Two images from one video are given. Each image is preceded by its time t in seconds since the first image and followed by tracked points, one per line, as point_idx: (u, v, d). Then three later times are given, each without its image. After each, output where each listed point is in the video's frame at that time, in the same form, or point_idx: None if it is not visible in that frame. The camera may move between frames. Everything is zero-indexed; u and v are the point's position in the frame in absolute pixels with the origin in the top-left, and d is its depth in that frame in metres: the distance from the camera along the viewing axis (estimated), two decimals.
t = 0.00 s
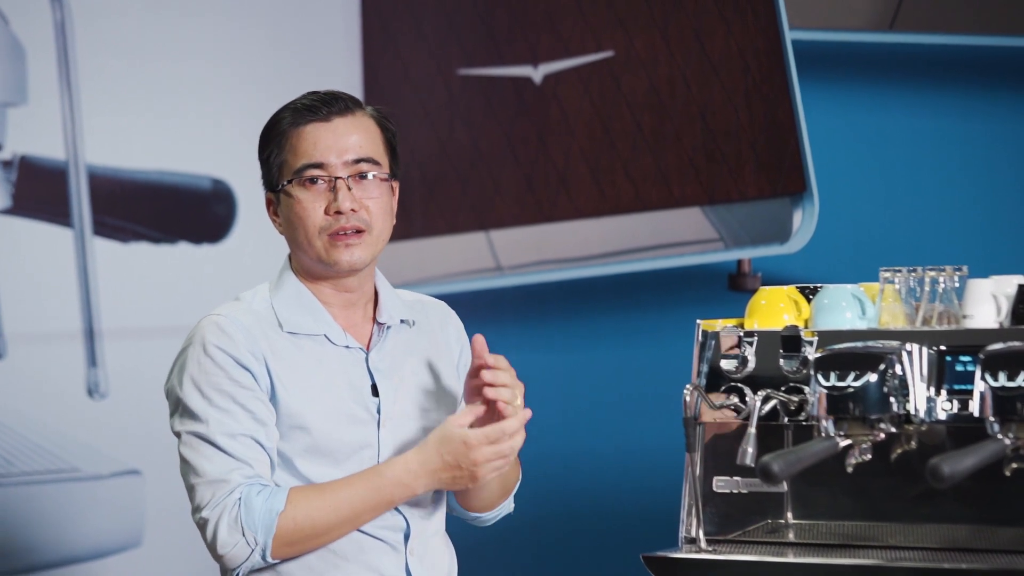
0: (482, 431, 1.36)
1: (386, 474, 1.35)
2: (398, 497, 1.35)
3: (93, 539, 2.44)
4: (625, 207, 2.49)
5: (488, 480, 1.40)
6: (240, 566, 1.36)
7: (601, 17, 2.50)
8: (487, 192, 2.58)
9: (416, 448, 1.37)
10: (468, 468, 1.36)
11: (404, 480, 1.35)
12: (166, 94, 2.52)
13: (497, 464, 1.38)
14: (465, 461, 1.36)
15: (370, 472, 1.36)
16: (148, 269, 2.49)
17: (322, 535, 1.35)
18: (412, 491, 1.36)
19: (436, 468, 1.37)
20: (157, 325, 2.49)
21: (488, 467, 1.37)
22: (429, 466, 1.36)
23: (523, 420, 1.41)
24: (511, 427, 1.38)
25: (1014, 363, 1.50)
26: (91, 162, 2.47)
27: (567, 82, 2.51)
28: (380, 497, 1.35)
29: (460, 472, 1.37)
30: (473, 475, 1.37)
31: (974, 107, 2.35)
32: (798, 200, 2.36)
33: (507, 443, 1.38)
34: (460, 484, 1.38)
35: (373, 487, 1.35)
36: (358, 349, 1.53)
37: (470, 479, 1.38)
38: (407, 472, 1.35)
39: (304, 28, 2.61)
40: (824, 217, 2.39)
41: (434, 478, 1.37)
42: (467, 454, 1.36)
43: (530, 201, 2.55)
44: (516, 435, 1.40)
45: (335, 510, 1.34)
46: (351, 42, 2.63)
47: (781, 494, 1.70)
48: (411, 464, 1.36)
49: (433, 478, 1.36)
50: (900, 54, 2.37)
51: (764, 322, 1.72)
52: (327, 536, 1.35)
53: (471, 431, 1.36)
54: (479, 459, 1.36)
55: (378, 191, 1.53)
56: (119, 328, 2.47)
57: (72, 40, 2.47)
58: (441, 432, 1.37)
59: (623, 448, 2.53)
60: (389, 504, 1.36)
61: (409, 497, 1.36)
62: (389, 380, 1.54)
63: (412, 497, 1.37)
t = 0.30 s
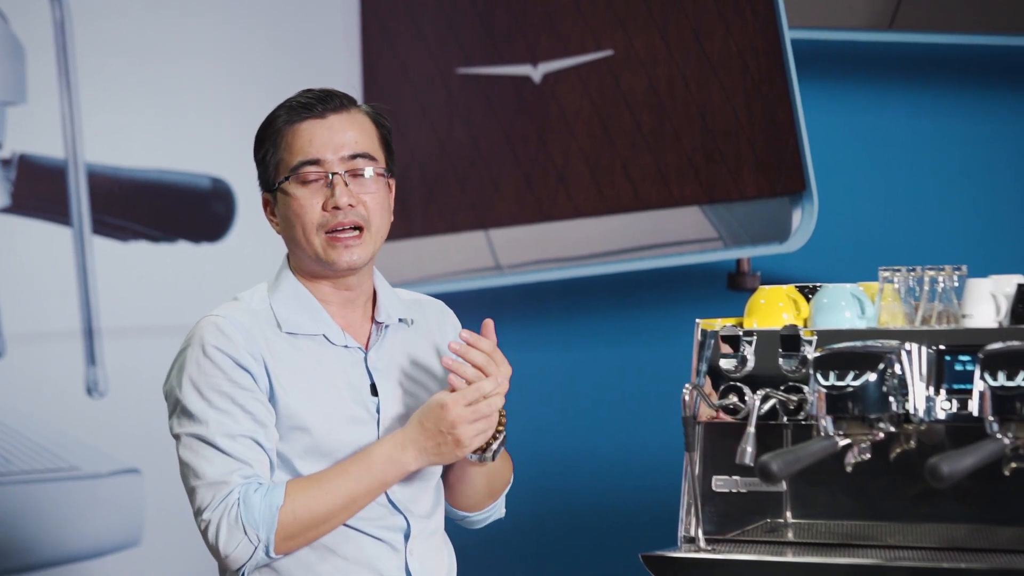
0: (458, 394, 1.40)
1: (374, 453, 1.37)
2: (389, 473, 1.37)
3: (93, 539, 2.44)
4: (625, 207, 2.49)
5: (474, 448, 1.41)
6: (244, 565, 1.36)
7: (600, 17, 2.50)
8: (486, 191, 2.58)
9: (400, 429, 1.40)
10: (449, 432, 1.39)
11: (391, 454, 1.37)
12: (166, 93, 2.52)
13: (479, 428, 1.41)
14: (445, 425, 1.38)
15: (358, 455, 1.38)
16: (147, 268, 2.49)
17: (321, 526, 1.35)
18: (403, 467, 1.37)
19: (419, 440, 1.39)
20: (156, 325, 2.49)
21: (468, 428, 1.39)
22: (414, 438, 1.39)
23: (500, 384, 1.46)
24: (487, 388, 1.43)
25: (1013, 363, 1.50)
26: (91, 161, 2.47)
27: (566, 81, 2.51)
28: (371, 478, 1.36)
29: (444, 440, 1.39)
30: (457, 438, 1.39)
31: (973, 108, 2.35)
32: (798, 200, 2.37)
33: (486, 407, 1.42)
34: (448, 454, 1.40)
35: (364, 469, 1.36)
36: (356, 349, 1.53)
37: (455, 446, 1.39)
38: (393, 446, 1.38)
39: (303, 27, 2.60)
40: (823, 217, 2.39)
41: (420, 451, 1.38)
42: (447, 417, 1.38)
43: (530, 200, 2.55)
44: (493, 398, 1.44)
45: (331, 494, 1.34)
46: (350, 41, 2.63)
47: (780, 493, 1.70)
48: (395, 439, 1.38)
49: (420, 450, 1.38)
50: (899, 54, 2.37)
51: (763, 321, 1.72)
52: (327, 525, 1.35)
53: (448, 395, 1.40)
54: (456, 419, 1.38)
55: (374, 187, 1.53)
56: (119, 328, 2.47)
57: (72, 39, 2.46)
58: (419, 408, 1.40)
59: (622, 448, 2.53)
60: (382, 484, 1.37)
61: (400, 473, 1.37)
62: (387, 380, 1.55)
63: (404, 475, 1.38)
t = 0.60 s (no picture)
0: (455, 397, 1.40)
1: (373, 456, 1.37)
2: (388, 476, 1.37)
3: (94, 542, 2.45)
4: (626, 209, 2.49)
5: (471, 452, 1.41)
6: (243, 569, 1.37)
7: (601, 19, 2.50)
8: (487, 194, 2.58)
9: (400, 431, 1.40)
10: (448, 437, 1.38)
11: (390, 457, 1.37)
12: (167, 96, 2.52)
13: (477, 431, 1.41)
14: (444, 429, 1.38)
15: (357, 458, 1.38)
16: (149, 272, 2.49)
17: (319, 529, 1.35)
18: (402, 470, 1.38)
19: (418, 444, 1.39)
20: (158, 328, 2.49)
21: (467, 434, 1.39)
22: (413, 440, 1.39)
23: (497, 386, 1.45)
24: (484, 390, 1.42)
25: (1015, 365, 1.52)
26: (92, 164, 2.47)
27: (567, 84, 2.51)
28: (369, 481, 1.36)
29: (442, 443, 1.39)
30: (454, 442, 1.38)
31: (974, 109, 2.35)
32: (799, 203, 2.37)
33: (483, 410, 1.41)
34: (445, 458, 1.39)
35: (362, 471, 1.36)
36: (357, 353, 1.53)
37: (453, 449, 1.39)
38: (392, 449, 1.38)
39: (304, 29, 2.60)
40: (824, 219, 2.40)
41: (419, 454, 1.38)
42: (445, 420, 1.38)
43: (531, 202, 2.55)
44: (491, 400, 1.43)
45: (331, 498, 1.35)
46: (351, 42, 2.62)
47: (783, 496, 1.70)
48: (395, 442, 1.38)
49: (418, 453, 1.38)
50: (900, 55, 2.37)
51: (765, 324, 1.72)
52: (327, 529, 1.36)
53: (445, 398, 1.39)
54: (456, 424, 1.38)
55: (377, 191, 1.53)
56: (121, 331, 2.47)
57: (73, 43, 2.47)
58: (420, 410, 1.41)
59: (624, 451, 2.53)
60: (382, 487, 1.37)
61: (399, 476, 1.38)
62: (388, 386, 1.55)
63: (403, 477, 1.39)
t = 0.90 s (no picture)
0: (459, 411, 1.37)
1: (368, 462, 1.35)
2: (382, 483, 1.35)
3: (94, 542, 2.45)
4: (626, 210, 2.49)
5: (468, 467, 1.38)
6: (235, 572, 1.36)
7: (601, 19, 2.50)
8: (486, 195, 2.58)
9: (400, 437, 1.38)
10: (447, 449, 1.36)
11: (387, 464, 1.35)
12: (167, 96, 2.52)
13: (476, 447, 1.38)
14: (443, 441, 1.36)
15: (353, 463, 1.36)
16: (149, 272, 2.49)
17: (310, 533, 1.34)
18: (396, 477, 1.36)
19: (416, 452, 1.37)
20: (158, 329, 2.49)
21: (466, 449, 1.36)
22: (410, 448, 1.36)
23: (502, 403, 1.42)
24: (487, 406, 1.39)
25: (1014, 368, 1.50)
26: (92, 164, 2.47)
27: (567, 85, 2.51)
28: (364, 486, 1.34)
29: (439, 455, 1.36)
30: (452, 456, 1.36)
31: (973, 110, 2.34)
32: (799, 204, 2.37)
33: (485, 427, 1.38)
34: (441, 470, 1.37)
35: (358, 475, 1.34)
36: (353, 353, 1.53)
37: (451, 462, 1.37)
38: (387, 457, 1.36)
39: (304, 29, 2.60)
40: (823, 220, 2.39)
41: (416, 463, 1.36)
42: (445, 433, 1.35)
43: (531, 203, 2.55)
44: (493, 416, 1.40)
45: (323, 502, 1.33)
46: (350, 43, 2.62)
47: (782, 497, 1.71)
48: (394, 449, 1.36)
49: (415, 462, 1.36)
50: (900, 56, 2.37)
51: (765, 325, 1.72)
52: (320, 533, 1.35)
53: (448, 411, 1.36)
54: (455, 438, 1.35)
55: (376, 194, 1.54)
56: (120, 332, 2.47)
57: (73, 43, 2.47)
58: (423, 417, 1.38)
59: (624, 452, 2.53)
60: (375, 494, 1.35)
61: (394, 484, 1.36)
62: (384, 385, 1.55)
63: (398, 484, 1.37)
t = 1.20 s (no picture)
0: (460, 485, 1.34)
1: (362, 508, 1.35)
2: (368, 532, 1.35)
3: (96, 542, 2.45)
4: (627, 211, 2.49)
5: (454, 541, 1.36)
6: None
7: (601, 19, 2.50)
8: (487, 194, 2.58)
9: (398, 491, 1.37)
10: (437, 519, 1.34)
11: (378, 516, 1.35)
12: (168, 96, 2.52)
13: (466, 525, 1.36)
14: (436, 512, 1.34)
15: (348, 503, 1.37)
16: (150, 272, 2.49)
17: (287, 559, 1.35)
18: (383, 532, 1.36)
19: (409, 513, 1.36)
20: (159, 329, 2.49)
21: (456, 525, 1.35)
22: (403, 508, 1.35)
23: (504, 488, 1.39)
24: (488, 489, 1.36)
25: (1017, 368, 1.50)
26: (92, 164, 2.47)
27: (568, 84, 2.51)
28: (349, 529, 1.35)
29: (429, 524, 1.35)
30: (440, 528, 1.34)
31: (975, 110, 2.34)
32: (800, 204, 2.37)
33: (481, 507, 1.36)
34: (428, 536, 1.36)
35: (346, 517, 1.35)
36: (348, 355, 1.53)
37: (438, 533, 1.35)
38: (380, 510, 1.35)
39: (304, 29, 2.60)
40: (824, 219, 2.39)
41: (406, 522, 1.36)
42: (440, 505, 1.33)
43: (532, 203, 2.55)
44: (492, 499, 1.38)
45: (308, 535, 1.35)
46: (351, 43, 2.62)
47: (784, 497, 1.71)
48: (389, 503, 1.36)
49: (404, 522, 1.35)
50: (901, 56, 2.37)
51: (767, 325, 1.72)
52: (296, 561, 1.36)
53: (450, 484, 1.34)
54: (448, 513, 1.33)
55: (382, 197, 1.54)
56: (121, 332, 2.47)
57: (73, 43, 2.47)
58: (425, 480, 1.37)
59: (624, 452, 2.53)
60: (358, 540, 1.35)
61: (379, 537, 1.36)
62: (380, 386, 1.54)
63: (383, 537, 1.37)
